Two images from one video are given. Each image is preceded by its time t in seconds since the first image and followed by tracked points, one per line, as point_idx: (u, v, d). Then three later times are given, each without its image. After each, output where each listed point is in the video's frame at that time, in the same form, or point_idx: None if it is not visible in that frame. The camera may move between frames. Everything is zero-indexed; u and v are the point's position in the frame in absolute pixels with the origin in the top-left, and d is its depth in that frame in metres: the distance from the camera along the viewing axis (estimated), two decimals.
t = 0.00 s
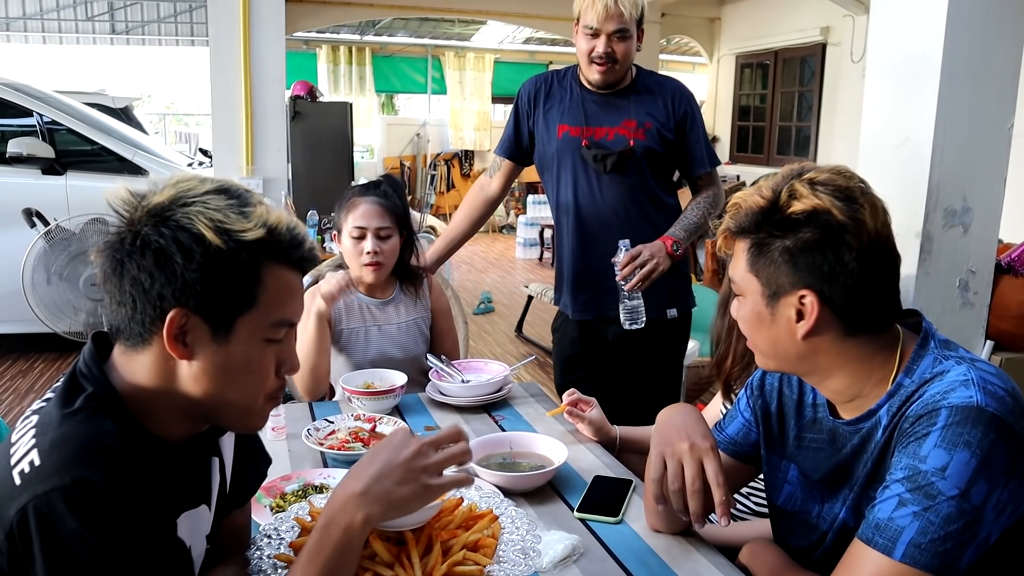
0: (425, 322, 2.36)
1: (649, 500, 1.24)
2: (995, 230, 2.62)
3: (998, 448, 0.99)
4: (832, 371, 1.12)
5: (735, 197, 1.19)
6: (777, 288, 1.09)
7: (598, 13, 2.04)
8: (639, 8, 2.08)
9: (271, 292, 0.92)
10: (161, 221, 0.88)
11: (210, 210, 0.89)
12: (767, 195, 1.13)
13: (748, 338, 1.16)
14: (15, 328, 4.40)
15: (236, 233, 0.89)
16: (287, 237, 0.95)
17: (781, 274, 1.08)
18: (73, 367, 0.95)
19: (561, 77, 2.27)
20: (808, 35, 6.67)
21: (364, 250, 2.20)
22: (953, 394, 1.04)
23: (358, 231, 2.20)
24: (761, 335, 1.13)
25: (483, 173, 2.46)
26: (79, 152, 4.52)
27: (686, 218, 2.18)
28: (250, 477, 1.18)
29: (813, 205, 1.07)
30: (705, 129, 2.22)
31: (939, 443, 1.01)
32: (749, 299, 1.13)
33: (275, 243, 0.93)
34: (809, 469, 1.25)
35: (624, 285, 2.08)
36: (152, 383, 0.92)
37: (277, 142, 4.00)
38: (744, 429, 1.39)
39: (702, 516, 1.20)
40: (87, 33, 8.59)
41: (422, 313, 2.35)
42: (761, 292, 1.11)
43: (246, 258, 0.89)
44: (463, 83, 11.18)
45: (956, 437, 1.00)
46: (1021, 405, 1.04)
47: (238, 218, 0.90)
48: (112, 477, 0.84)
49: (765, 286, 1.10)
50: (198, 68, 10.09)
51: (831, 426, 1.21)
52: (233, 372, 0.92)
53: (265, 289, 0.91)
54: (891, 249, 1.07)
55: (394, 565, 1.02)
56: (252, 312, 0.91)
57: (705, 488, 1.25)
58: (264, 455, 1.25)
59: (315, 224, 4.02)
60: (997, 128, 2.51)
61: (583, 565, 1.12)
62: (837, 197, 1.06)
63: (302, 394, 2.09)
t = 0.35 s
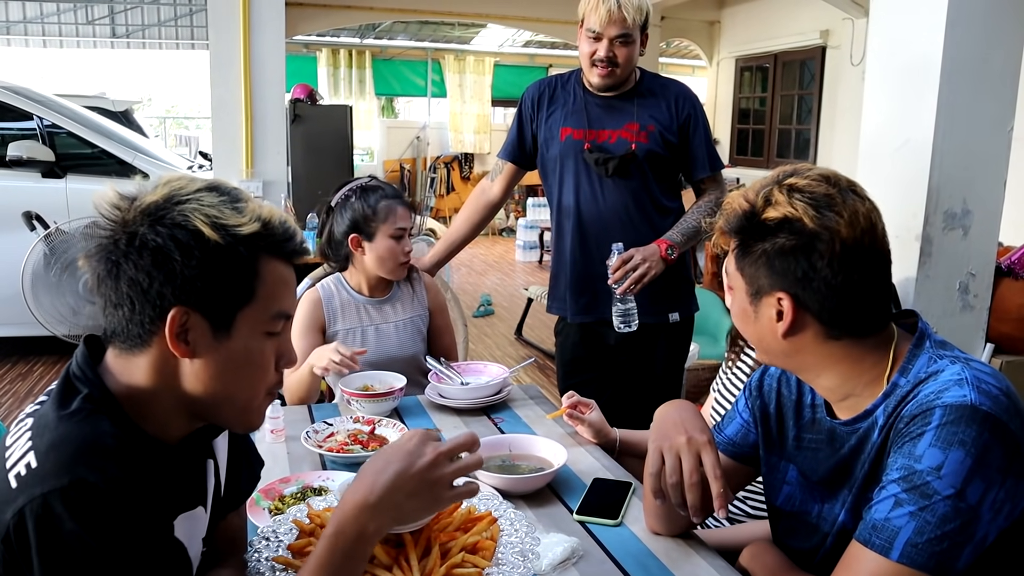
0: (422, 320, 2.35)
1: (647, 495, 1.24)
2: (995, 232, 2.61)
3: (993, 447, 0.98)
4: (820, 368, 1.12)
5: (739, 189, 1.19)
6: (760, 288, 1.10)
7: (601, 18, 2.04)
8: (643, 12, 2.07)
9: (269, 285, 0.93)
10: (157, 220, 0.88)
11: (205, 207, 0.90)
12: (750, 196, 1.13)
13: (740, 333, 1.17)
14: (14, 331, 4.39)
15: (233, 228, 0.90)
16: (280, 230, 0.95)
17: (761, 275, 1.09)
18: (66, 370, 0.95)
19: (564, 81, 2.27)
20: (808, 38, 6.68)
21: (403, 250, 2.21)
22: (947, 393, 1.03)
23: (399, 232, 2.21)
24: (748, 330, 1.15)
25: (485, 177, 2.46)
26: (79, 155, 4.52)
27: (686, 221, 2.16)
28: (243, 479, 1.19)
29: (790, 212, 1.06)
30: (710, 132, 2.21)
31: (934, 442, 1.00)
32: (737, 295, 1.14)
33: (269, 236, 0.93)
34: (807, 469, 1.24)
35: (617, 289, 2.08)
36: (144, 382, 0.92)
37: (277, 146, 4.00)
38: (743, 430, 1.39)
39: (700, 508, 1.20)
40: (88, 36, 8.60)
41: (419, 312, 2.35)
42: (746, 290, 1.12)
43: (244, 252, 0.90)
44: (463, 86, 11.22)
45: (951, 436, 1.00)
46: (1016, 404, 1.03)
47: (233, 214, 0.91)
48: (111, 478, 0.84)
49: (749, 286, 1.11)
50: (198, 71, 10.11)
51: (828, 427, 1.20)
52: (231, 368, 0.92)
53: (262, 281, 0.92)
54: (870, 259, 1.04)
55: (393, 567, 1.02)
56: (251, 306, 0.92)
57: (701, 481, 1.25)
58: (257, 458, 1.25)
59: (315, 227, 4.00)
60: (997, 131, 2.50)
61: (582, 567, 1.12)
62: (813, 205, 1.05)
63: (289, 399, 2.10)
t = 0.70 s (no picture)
0: (419, 317, 2.35)
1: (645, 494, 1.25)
2: (995, 233, 2.61)
3: (980, 439, 0.98)
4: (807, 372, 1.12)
5: (718, 197, 1.19)
6: (736, 296, 1.09)
7: (598, 18, 2.04)
8: (641, 12, 2.07)
9: (273, 277, 0.96)
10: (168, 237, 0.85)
11: (209, 215, 0.88)
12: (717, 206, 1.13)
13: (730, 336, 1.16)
14: (13, 331, 4.39)
15: (241, 230, 0.90)
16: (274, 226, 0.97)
17: (734, 282, 1.08)
18: (66, 370, 0.94)
19: (564, 82, 2.27)
20: (807, 39, 6.68)
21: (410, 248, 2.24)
22: (932, 386, 1.03)
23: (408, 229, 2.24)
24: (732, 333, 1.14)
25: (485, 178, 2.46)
26: (79, 156, 4.52)
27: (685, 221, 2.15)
28: (242, 480, 1.18)
29: (753, 221, 1.06)
30: (710, 133, 2.21)
31: (922, 435, 1.00)
32: (720, 304, 1.14)
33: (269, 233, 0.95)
34: (804, 464, 1.23)
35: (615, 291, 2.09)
36: (141, 383, 0.91)
37: (277, 147, 4.01)
38: (740, 425, 1.38)
39: (697, 506, 1.20)
40: (88, 37, 8.59)
41: (417, 309, 2.35)
42: (724, 297, 1.12)
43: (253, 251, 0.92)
44: (463, 88, 11.24)
45: (937, 429, 1.00)
46: (1001, 395, 1.03)
47: (235, 215, 0.91)
48: (115, 473, 0.84)
49: (726, 293, 1.11)
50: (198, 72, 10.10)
51: (822, 423, 1.19)
52: (238, 360, 0.93)
53: (270, 275, 0.95)
54: (835, 264, 1.01)
55: (391, 567, 1.02)
56: (263, 299, 0.95)
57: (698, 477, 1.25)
58: (255, 456, 1.24)
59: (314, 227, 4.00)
60: (997, 132, 2.50)
61: (580, 567, 1.11)
62: (774, 211, 1.05)
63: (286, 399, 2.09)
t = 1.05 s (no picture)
0: (418, 313, 2.35)
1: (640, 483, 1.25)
2: (990, 228, 2.61)
3: (914, 415, 1.01)
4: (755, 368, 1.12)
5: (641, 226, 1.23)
6: (667, 317, 1.13)
7: (592, 15, 2.04)
8: (635, 9, 2.07)
9: (241, 271, 0.92)
10: (117, 222, 0.86)
11: (162, 201, 0.87)
12: (631, 236, 1.17)
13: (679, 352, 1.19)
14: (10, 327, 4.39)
15: (194, 218, 0.88)
16: (242, 211, 0.94)
17: (661, 305, 1.12)
18: (63, 366, 0.95)
19: (558, 77, 2.27)
20: (805, 32, 6.68)
21: (382, 245, 2.19)
22: (862, 368, 1.07)
23: (375, 225, 2.19)
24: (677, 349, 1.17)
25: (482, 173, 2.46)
26: (76, 151, 4.51)
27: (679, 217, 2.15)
28: (241, 475, 1.19)
29: (655, 245, 1.10)
30: (704, 129, 2.20)
31: (858, 418, 1.03)
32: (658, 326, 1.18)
33: (233, 220, 0.92)
34: (761, 459, 1.26)
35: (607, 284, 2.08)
36: (140, 383, 0.92)
37: (273, 142, 4.01)
38: (719, 421, 1.40)
39: (692, 495, 1.19)
40: (83, 31, 8.56)
41: (416, 305, 2.35)
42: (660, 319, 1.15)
43: (211, 240, 0.89)
44: (460, 81, 11.22)
45: (871, 409, 1.02)
46: (932, 372, 1.06)
47: (192, 203, 0.89)
48: (114, 473, 0.85)
49: (659, 316, 1.14)
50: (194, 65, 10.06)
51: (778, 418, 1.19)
52: (219, 355, 0.93)
53: (235, 267, 0.92)
54: (743, 269, 1.04)
55: (389, 564, 1.02)
56: (228, 292, 0.91)
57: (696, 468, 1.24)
58: (254, 454, 1.24)
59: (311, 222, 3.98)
60: (992, 127, 2.50)
61: (578, 563, 1.12)
62: (676, 233, 1.08)
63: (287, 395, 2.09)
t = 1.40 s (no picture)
0: (418, 313, 2.36)
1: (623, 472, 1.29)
2: (984, 221, 2.62)
3: (890, 412, 1.03)
4: (744, 360, 1.15)
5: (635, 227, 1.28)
6: (657, 312, 1.16)
7: (585, 14, 2.05)
8: (628, 7, 2.08)
9: (224, 267, 0.93)
10: (97, 232, 0.88)
11: (136, 207, 0.90)
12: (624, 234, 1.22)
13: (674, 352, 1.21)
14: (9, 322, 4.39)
15: (168, 219, 0.90)
16: (221, 207, 0.95)
17: (653, 299, 1.15)
18: (66, 372, 0.97)
19: (554, 74, 2.27)
20: (801, 24, 6.67)
21: (361, 244, 2.21)
22: (838, 365, 1.09)
23: (356, 224, 2.20)
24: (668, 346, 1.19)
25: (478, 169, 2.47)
26: (72, 145, 4.51)
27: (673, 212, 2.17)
28: (244, 475, 1.20)
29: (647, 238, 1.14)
30: (698, 126, 2.22)
31: (836, 414, 1.05)
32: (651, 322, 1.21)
33: (210, 217, 0.93)
34: (749, 454, 1.28)
35: (603, 279, 2.09)
36: (146, 386, 0.94)
37: (271, 137, 4.02)
38: (714, 418, 1.42)
39: (673, 484, 1.21)
40: (78, 24, 8.54)
41: (416, 303, 2.36)
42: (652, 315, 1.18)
43: (187, 239, 0.90)
44: (457, 73, 11.21)
45: (848, 405, 1.04)
46: (909, 368, 1.08)
47: (166, 205, 0.91)
48: (119, 476, 0.86)
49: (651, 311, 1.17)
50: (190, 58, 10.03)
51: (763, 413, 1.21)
52: (220, 352, 0.94)
53: (216, 264, 0.92)
54: (729, 262, 1.08)
55: (389, 562, 1.03)
56: (214, 290, 0.92)
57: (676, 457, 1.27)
58: (255, 453, 1.26)
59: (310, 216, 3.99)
60: (986, 121, 2.52)
61: (575, 559, 1.13)
62: (666, 227, 1.13)
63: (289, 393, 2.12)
